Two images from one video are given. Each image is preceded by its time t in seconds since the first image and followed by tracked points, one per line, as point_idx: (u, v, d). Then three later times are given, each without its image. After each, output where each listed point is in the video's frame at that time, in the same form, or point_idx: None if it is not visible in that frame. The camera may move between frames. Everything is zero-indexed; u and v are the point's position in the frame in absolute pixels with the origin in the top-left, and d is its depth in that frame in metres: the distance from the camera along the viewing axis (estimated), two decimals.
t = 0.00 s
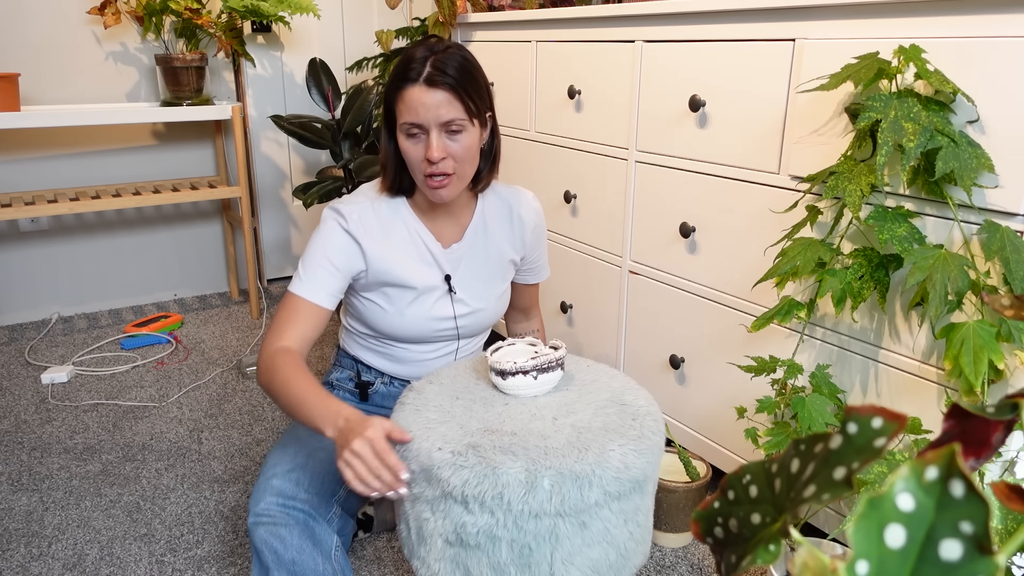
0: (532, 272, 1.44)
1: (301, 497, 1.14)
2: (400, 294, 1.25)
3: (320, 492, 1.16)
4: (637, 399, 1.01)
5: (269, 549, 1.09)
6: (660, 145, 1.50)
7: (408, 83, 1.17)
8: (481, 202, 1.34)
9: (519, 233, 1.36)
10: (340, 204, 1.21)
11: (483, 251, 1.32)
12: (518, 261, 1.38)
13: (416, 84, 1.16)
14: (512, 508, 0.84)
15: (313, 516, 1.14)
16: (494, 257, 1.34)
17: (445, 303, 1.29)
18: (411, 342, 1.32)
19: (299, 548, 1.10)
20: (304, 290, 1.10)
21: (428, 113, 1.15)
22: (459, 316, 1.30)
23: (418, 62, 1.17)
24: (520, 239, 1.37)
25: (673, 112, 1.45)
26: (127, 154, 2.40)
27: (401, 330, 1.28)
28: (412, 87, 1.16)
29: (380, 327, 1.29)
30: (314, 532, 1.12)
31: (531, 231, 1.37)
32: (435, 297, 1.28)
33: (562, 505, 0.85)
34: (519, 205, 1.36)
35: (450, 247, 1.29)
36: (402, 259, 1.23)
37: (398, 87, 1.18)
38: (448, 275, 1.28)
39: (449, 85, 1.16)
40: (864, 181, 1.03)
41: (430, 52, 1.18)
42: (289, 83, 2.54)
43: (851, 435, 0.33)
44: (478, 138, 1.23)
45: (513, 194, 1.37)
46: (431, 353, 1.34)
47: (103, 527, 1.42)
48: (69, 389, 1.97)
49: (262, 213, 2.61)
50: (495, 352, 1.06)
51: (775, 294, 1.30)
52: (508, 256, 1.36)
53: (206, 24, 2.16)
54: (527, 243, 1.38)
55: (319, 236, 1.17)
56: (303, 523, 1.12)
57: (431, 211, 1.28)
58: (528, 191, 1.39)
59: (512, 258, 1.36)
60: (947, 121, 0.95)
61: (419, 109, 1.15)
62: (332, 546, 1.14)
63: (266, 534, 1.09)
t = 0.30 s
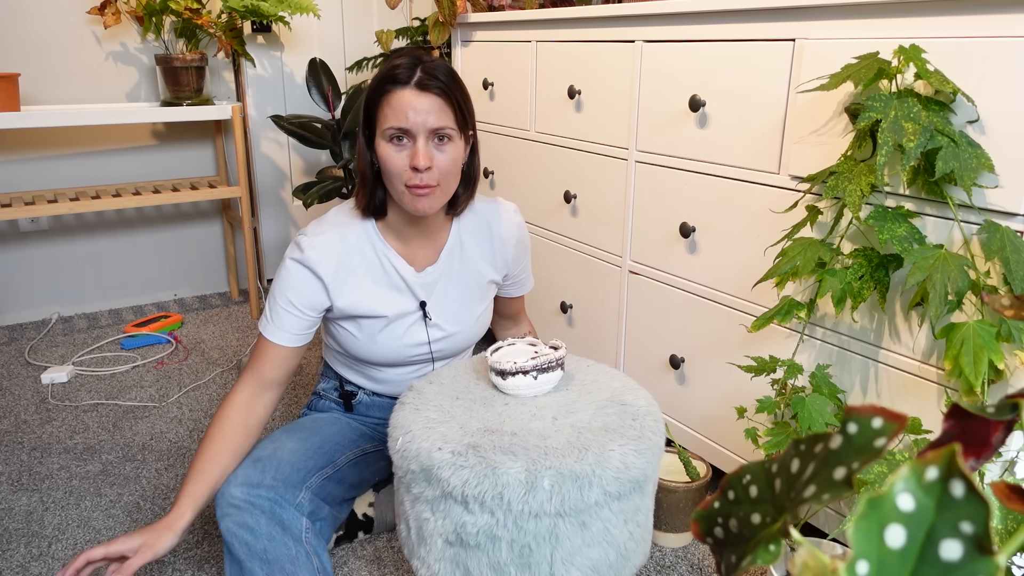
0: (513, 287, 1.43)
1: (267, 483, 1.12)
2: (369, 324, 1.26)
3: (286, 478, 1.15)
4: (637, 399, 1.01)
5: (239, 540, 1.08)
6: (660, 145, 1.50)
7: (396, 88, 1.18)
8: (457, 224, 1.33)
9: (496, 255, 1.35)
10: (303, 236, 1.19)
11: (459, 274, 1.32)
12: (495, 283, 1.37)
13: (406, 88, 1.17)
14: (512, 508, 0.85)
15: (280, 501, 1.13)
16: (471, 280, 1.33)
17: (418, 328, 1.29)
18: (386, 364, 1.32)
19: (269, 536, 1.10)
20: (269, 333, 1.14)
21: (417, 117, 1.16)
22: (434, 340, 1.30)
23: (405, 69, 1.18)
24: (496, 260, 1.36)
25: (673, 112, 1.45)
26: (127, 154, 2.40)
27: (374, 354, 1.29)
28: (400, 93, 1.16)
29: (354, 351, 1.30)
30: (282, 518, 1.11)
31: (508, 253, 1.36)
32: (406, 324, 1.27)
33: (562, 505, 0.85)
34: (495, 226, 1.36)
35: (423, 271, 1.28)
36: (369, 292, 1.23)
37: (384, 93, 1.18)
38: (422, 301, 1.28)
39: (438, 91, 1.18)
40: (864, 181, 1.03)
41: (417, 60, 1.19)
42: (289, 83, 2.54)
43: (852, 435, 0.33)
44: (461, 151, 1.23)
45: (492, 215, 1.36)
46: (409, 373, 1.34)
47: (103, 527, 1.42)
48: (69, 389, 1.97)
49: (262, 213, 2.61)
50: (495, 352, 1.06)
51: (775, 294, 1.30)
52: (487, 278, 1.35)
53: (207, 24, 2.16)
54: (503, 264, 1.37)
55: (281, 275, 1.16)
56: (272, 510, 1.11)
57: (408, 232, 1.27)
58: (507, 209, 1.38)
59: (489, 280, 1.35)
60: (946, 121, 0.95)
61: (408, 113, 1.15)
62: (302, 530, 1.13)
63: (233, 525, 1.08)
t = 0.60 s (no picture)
0: (505, 296, 1.43)
1: (238, 498, 1.15)
2: (356, 334, 1.26)
3: (258, 491, 1.17)
4: (637, 399, 1.01)
5: (213, 552, 1.12)
6: (660, 145, 1.50)
7: (390, 98, 1.17)
8: (446, 235, 1.33)
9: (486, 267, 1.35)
10: (289, 245, 1.19)
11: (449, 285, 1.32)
12: (485, 294, 1.37)
13: (401, 99, 1.17)
14: (512, 508, 0.84)
15: (252, 514, 1.15)
16: (460, 292, 1.33)
17: (406, 340, 1.29)
18: (374, 375, 1.32)
19: (242, 548, 1.12)
20: (252, 341, 1.13)
21: (413, 129, 1.15)
22: (422, 351, 1.30)
23: (400, 79, 1.18)
24: (486, 271, 1.36)
25: (673, 112, 1.45)
26: (128, 154, 2.40)
27: (362, 365, 1.30)
28: (396, 103, 1.16)
29: (342, 361, 1.31)
30: (255, 530, 1.14)
31: (497, 264, 1.36)
32: (393, 335, 1.28)
33: (562, 505, 0.85)
34: (485, 237, 1.36)
35: (412, 282, 1.27)
36: (355, 303, 1.23)
37: (378, 103, 1.18)
38: (410, 313, 1.28)
39: (434, 102, 1.18)
40: (864, 181, 1.03)
41: (411, 70, 1.19)
42: (289, 83, 2.54)
43: (852, 436, 0.33)
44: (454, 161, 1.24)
45: (482, 227, 1.36)
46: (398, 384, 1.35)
47: (103, 527, 1.42)
48: (69, 389, 1.97)
49: (262, 213, 2.61)
50: (495, 352, 1.06)
51: (775, 294, 1.30)
52: (477, 289, 1.35)
53: (206, 24, 2.15)
54: (492, 276, 1.37)
55: (265, 284, 1.16)
56: (244, 523, 1.13)
57: (398, 243, 1.27)
58: (497, 219, 1.38)
59: (478, 291, 1.35)
60: (946, 121, 0.95)
61: (404, 124, 1.15)
62: (275, 538, 1.15)
63: (207, 538, 1.12)
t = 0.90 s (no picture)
0: (507, 295, 1.44)
1: (244, 501, 1.15)
2: (361, 337, 1.26)
3: (265, 494, 1.17)
4: (637, 399, 1.01)
5: (218, 555, 1.11)
6: (660, 145, 1.50)
7: (396, 97, 1.17)
8: (449, 235, 1.32)
9: (490, 266, 1.36)
10: (293, 250, 1.18)
11: (453, 286, 1.32)
12: (488, 293, 1.37)
13: (407, 97, 1.16)
14: (512, 508, 0.84)
15: (258, 518, 1.14)
16: (464, 292, 1.33)
17: (411, 341, 1.29)
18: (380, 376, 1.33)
19: (247, 552, 1.12)
20: (258, 347, 1.13)
21: (421, 127, 1.15)
22: (427, 351, 1.31)
23: (405, 78, 1.18)
24: (488, 270, 1.36)
25: (673, 112, 1.45)
26: (127, 154, 2.40)
27: (368, 367, 1.30)
28: (402, 100, 1.16)
29: (347, 362, 1.31)
30: (261, 535, 1.13)
31: (500, 264, 1.36)
32: (399, 336, 1.28)
33: (562, 505, 0.85)
34: (487, 236, 1.36)
35: (416, 283, 1.27)
36: (360, 306, 1.23)
37: (383, 102, 1.17)
38: (414, 315, 1.28)
39: (439, 100, 1.18)
40: (864, 181, 1.03)
41: (415, 69, 1.20)
42: (289, 83, 2.54)
43: (852, 436, 0.33)
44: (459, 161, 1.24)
45: (485, 226, 1.36)
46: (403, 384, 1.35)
47: (103, 527, 1.42)
48: (69, 389, 1.97)
49: (262, 213, 2.61)
50: (495, 352, 1.06)
51: (775, 294, 1.30)
52: (481, 289, 1.35)
53: (206, 24, 2.15)
54: (495, 275, 1.37)
55: (270, 290, 1.16)
56: (250, 527, 1.13)
57: (403, 245, 1.26)
58: (499, 218, 1.38)
59: (482, 290, 1.35)
60: (947, 121, 0.95)
61: (411, 122, 1.14)
62: (281, 543, 1.15)
63: (213, 541, 1.11)
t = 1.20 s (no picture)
0: (510, 296, 1.44)
1: (245, 502, 1.15)
2: (371, 342, 1.26)
3: (265, 495, 1.17)
4: (637, 399, 1.01)
5: (217, 555, 1.11)
6: (660, 145, 1.50)
7: (413, 96, 1.17)
8: (457, 238, 1.33)
9: (496, 267, 1.37)
10: (304, 256, 1.17)
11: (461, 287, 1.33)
12: (494, 295, 1.38)
13: (424, 97, 1.17)
14: (512, 508, 0.84)
15: (259, 518, 1.14)
16: (472, 293, 1.34)
17: (421, 344, 1.29)
18: (386, 379, 1.33)
19: (247, 552, 1.11)
20: (269, 356, 1.10)
21: (439, 127, 1.15)
22: (437, 354, 1.31)
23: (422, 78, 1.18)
24: (494, 272, 1.37)
25: (673, 112, 1.45)
26: (127, 154, 2.40)
27: (374, 369, 1.30)
28: (420, 101, 1.16)
29: (354, 366, 1.31)
30: (261, 535, 1.13)
31: (506, 265, 1.38)
32: (410, 340, 1.28)
33: (562, 505, 0.85)
34: (493, 238, 1.36)
35: (425, 286, 1.27)
36: (371, 311, 1.22)
37: (399, 102, 1.17)
38: (427, 318, 1.28)
39: (456, 101, 1.19)
40: (864, 181, 1.03)
41: (431, 70, 1.20)
42: (290, 83, 2.54)
43: (852, 436, 0.33)
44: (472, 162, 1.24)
45: (491, 227, 1.37)
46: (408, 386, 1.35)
47: (103, 527, 1.42)
48: (69, 389, 1.97)
49: (262, 213, 2.61)
50: (496, 352, 1.06)
51: (775, 294, 1.30)
52: (488, 290, 1.36)
53: (207, 24, 2.15)
54: (500, 277, 1.38)
55: (282, 297, 1.14)
56: (250, 527, 1.13)
57: (415, 248, 1.26)
58: (504, 220, 1.39)
59: (489, 292, 1.36)
60: (946, 121, 0.95)
61: (430, 122, 1.15)
62: (280, 545, 1.15)
63: (215, 541, 1.11)
